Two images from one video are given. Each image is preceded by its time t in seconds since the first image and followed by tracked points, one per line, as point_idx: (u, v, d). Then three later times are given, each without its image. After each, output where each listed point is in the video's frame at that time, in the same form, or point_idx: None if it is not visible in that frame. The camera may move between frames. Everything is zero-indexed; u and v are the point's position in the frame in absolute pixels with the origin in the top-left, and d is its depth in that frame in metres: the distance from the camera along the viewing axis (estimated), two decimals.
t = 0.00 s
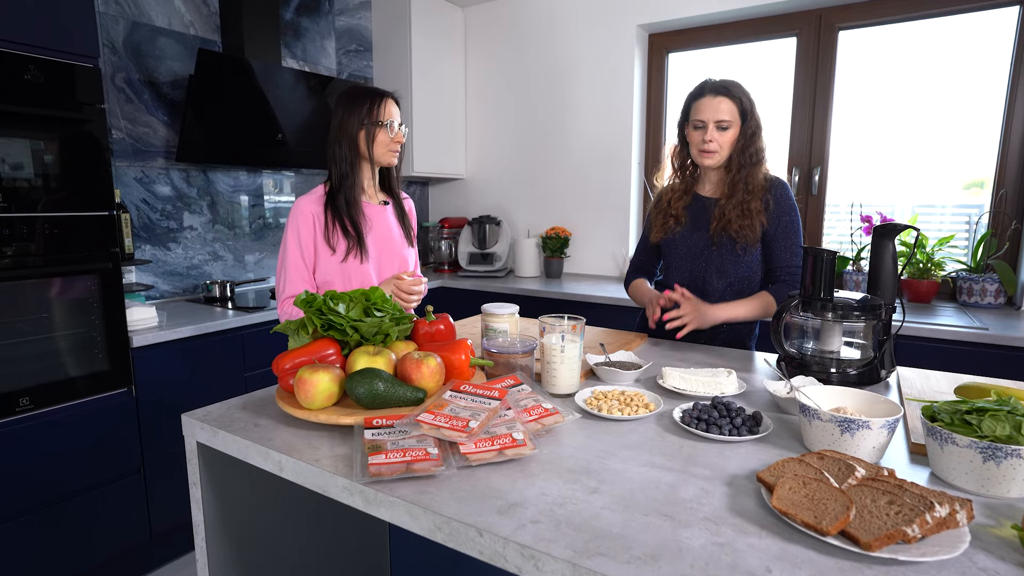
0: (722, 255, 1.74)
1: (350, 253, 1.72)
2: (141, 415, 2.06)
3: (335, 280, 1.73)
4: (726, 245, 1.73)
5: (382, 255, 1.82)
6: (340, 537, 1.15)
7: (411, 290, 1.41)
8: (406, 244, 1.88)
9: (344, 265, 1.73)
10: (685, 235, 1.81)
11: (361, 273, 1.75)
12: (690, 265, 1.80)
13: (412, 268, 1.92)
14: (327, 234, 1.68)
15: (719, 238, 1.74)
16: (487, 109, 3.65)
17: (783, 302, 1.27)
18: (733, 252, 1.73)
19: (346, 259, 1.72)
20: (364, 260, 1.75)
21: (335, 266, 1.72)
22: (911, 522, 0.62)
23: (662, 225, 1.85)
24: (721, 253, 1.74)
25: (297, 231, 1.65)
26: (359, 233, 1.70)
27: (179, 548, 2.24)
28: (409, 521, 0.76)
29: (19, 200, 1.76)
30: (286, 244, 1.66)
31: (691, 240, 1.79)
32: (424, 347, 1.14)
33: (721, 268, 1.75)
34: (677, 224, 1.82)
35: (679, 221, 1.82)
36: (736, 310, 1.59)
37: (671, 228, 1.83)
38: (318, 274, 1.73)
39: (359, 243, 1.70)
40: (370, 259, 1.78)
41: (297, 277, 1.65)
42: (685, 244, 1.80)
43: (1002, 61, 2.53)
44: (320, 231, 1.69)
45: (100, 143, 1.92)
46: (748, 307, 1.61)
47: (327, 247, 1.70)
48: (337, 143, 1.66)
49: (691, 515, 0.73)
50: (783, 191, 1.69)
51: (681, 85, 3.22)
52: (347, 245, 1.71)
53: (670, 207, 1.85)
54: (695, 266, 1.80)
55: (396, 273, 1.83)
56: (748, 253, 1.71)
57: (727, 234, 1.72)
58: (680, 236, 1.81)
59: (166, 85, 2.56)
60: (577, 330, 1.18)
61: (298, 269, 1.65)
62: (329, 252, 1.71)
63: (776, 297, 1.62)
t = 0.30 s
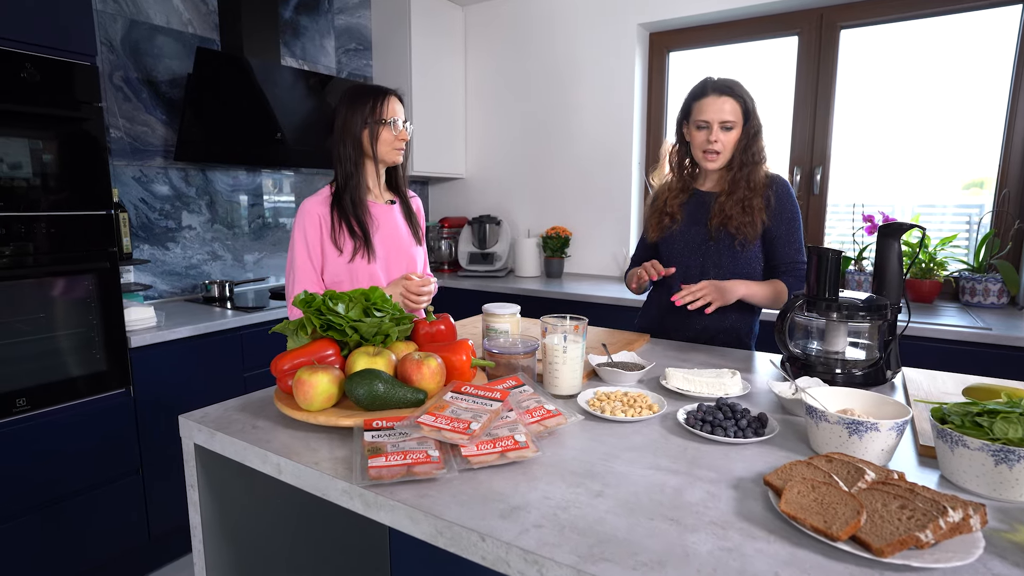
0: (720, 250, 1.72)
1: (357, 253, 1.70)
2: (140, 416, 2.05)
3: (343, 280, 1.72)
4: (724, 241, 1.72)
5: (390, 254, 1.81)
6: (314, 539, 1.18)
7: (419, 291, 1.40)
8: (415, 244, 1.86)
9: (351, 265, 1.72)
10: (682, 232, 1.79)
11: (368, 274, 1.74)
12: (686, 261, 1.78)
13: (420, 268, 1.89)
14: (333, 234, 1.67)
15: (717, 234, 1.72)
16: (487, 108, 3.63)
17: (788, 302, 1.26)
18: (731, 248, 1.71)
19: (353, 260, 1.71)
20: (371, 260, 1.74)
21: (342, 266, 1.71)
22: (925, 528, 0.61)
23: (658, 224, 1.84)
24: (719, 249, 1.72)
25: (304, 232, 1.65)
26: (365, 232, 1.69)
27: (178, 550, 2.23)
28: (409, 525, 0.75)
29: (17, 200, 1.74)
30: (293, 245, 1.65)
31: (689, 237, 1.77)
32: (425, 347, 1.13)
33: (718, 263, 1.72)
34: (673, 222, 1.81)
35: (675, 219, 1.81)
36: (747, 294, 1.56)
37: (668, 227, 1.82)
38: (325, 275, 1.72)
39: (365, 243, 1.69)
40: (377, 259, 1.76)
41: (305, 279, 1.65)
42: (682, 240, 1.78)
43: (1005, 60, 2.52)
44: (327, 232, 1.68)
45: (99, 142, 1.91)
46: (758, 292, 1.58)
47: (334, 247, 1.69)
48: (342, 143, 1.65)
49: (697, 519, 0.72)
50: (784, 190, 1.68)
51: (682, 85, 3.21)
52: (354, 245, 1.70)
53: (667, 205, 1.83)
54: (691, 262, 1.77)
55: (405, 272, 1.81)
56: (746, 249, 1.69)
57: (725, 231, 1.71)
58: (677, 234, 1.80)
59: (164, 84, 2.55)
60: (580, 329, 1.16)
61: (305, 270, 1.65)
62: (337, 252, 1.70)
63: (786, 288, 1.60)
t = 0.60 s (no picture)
0: (723, 250, 1.71)
1: (362, 253, 1.69)
2: (139, 417, 2.03)
3: (349, 280, 1.71)
4: (727, 240, 1.70)
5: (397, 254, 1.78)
6: (312, 548, 1.16)
7: (425, 290, 1.38)
8: (421, 242, 1.84)
9: (357, 265, 1.70)
10: (684, 231, 1.77)
11: (374, 273, 1.72)
12: (688, 261, 1.77)
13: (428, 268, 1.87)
14: (339, 234, 1.65)
15: (720, 233, 1.70)
16: (487, 107, 3.62)
17: (794, 302, 1.23)
18: (734, 248, 1.69)
19: (358, 260, 1.69)
20: (377, 260, 1.72)
21: (348, 266, 1.70)
22: (942, 534, 0.59)
23: (659, 224, 1.81)
24: (723, 249, 1.71)
25: (309, 232, 1.63)
26: (371, 232, 1.67)
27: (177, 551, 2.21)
28: (411, 529, 0.73)
29: (16, 199, 1.73)
30: (299, 246, 1.64)
31: (691, 236, 1.76)
32: (426, 348, 1.11)
33: (721, 262, 1.71)
34: (675, 221, 1.79)
35: (676, 218, 1.78)
36: (750, 293, 1.54)
37: (668, 226, 1.80)
38: (332, 275, 1.70)
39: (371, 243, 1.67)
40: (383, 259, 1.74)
41: (312, 279, 1.63)
42: (685, 239, 1.76)
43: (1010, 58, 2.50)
44: (332, 231, 1.66)
45: (97, 141, 1.89)
46: (761, 292, 1.55)
47: (339, 247, 1.68)
48: (347, 142, 1.63)
49: (707, 524, 0.70)
50: (787, 189, 1.66)
51: (684, 84, 3.19)
52: (359, 245, 1.68)
53: (668, 204, 1.81)
54: (692, 261, 1.76)
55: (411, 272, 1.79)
56: (750, 248, 1.67)
57: (728, 230, 1.69)
58: (679, 233, 1.78)
59: (162, 82, 2.53)
60: (584, 330, 1.14)
61: (312, 270, 1.63)
62: (342, 252, 1.68)
63: (789, 290, 1.58)
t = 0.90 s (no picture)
0: (726, 250, 1.69)
1: (367, 253, 1.68)
2: (138, 418, 2.02)
3: (354, 280, 1.70)
4: (731, 240, 1.68)
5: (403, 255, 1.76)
6: (317, 550, 1.14)
7: (427, 299, 1.40)
8: (428, 243, 1.81)
9: (361, 265, 1.69)
10: (687, 231, 1.75)
11: (377, 274, 1.71)
12: (691, 261, 1.75)
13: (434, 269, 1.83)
14: (343, 235, 1.64)
15: (724, 233, 1.69)
16: (488, 107, 3.60)
17: (801, 302, 1.23)
18: (738, 247, 1.68)
19: (362, 260, 1.68)
20: (381, 260, 1.71)
21: (352, 266, 1.69)
22: (959, 540, 0.58)
23: (661, 223, 1.79)
24: (726, 248, 1.69)
25: (315, 232, 1.63)
26: (375, 233, 1.65)
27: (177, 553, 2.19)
28: (414, 534, 0.72)
29: (16, 198, 1.71)
30: (305, 245, 1.64)
31: (694, 235, 1.74)
32: (428, 348, 1.09)
33: (724, 263, 1.69)
34: (677, 220, 1.77)
35: (678, 217, 1.77)
36: (753, 292, 1.51)
37: (670, 225, 1.78)
38: (337, 275, 1.70)
39: (375, 243, 1.66)
40: (388, 260, 1.72)
41: (316, 279, 1.64)
42: (687, 239, 1.74)
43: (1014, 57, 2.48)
44: (337, 231, 1.66)
45: (95, 140, 1.87)
46: (764, 291, 1.54)
47: (343, 247, 1.67)
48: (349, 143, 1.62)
49: (716, 529, 0.68)
50: (789, 188, 1.64)
51: (685, 83, 3.18)
52: (364, 245, 1.67)
53: (670, 204, 1.79)
54: (694, 262, 1.74)
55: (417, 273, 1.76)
56: (753, 247, 1.66)
57: (731, 229, 1.68)
58: (681, 232, 1.76)
59: (161, 81, 2.52)
60: (588, 330, 1.13)
61: (316, 269, 1.64)
62: (346, 252, 1.67)
63: (794, 289, 1.57)
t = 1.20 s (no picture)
0: (730, 250, 1.68)
1: (369, 253, 1.66)
2: (136, 418, 2.00)
3: (357, 280, 1.69)
4: (735, 240, 1.67)
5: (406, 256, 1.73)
6: (318, 550, 1.14)
7: (428, 299, 1.38)
8: (432, 244, 1.79)
9: (363, 265, 1.68)
10: (691, 230, 1.74)
11: (380, 274, 1.70)
12: (694, 261, 1.73)
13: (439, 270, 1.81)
14: (345, 234, 1.63)
15: (727, 233, 1.68)
16: (489, 106, 3.59)
17: (807, 302, 1.21)
18: (742, 247, 1.66)
19: (365, 261, 1.67)
20: (384, 260, 1.69)
21: (355, 266, 1.67)
22: (977, 547, 0.56)
23: (663, 223, 1.78)
24: (730, 249, 1.68)
25: (319, 232, 1.63)
26: (377, 233, 1.64)
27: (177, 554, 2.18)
28: (416, 538, 0.70)
29: (15, 198, 1.70)
30: (308, 245, 1.64)
31: (697, 235, 1.72)
32: (430, 348, 1.08)
33: (728, 263, 1.68)
34: (680, 219, 1.75)
35: (682, 216, 1.75)
36: (759, 296, 1.50)
37: (673, 224, 1.76)
38: (340, 275, 1.69)
39: (376, 243, 1.64)
40: (391, 260, 1.71)
41: (319, 278, 1.63)
42: (692, 239, 1.73)
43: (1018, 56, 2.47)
44: (340, 230, 1.65)
45: (94, 139, 1.86)
46: (769, 296, 1.52)
47: (346, 247, 1.66)
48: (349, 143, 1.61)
49: (724, 533, 0.67)
50: (794, 188, 1.63)
51: (688, 82, 3.16)
52: (366, 245, 1.66)
53: (673, 203, 1.77)
54: (698, 262, 1.73)
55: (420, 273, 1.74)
56: (757, 248, 1.65)
57: (735, 229, 1.66)
58: (685, 232, 1.74)
59: (161, 80, 2.50)
60: (591, 330, 1.11)
61: (319, 269, 1.63)
62: (349, 252, 1.66)
63: (797, 291, 1.55)
